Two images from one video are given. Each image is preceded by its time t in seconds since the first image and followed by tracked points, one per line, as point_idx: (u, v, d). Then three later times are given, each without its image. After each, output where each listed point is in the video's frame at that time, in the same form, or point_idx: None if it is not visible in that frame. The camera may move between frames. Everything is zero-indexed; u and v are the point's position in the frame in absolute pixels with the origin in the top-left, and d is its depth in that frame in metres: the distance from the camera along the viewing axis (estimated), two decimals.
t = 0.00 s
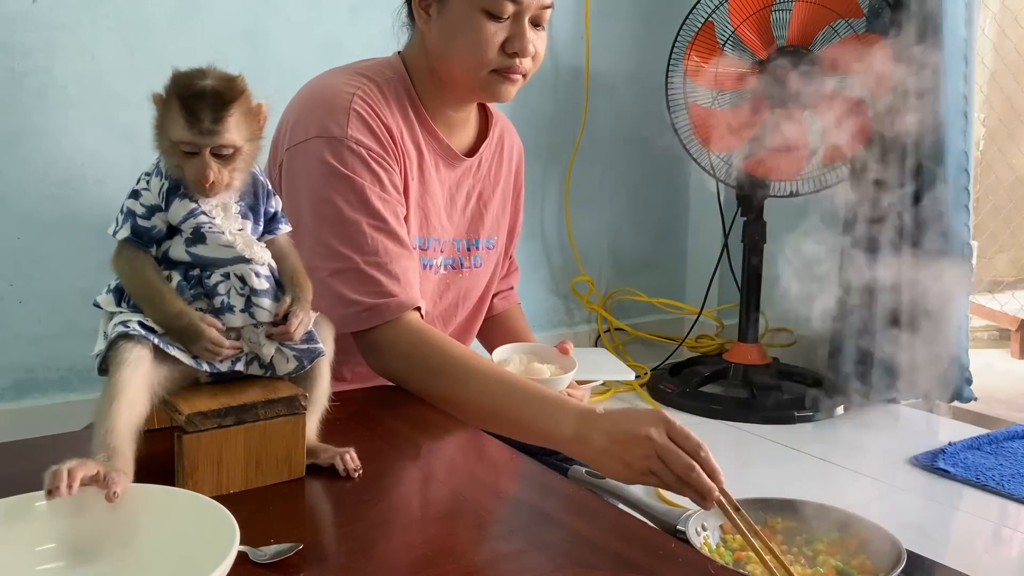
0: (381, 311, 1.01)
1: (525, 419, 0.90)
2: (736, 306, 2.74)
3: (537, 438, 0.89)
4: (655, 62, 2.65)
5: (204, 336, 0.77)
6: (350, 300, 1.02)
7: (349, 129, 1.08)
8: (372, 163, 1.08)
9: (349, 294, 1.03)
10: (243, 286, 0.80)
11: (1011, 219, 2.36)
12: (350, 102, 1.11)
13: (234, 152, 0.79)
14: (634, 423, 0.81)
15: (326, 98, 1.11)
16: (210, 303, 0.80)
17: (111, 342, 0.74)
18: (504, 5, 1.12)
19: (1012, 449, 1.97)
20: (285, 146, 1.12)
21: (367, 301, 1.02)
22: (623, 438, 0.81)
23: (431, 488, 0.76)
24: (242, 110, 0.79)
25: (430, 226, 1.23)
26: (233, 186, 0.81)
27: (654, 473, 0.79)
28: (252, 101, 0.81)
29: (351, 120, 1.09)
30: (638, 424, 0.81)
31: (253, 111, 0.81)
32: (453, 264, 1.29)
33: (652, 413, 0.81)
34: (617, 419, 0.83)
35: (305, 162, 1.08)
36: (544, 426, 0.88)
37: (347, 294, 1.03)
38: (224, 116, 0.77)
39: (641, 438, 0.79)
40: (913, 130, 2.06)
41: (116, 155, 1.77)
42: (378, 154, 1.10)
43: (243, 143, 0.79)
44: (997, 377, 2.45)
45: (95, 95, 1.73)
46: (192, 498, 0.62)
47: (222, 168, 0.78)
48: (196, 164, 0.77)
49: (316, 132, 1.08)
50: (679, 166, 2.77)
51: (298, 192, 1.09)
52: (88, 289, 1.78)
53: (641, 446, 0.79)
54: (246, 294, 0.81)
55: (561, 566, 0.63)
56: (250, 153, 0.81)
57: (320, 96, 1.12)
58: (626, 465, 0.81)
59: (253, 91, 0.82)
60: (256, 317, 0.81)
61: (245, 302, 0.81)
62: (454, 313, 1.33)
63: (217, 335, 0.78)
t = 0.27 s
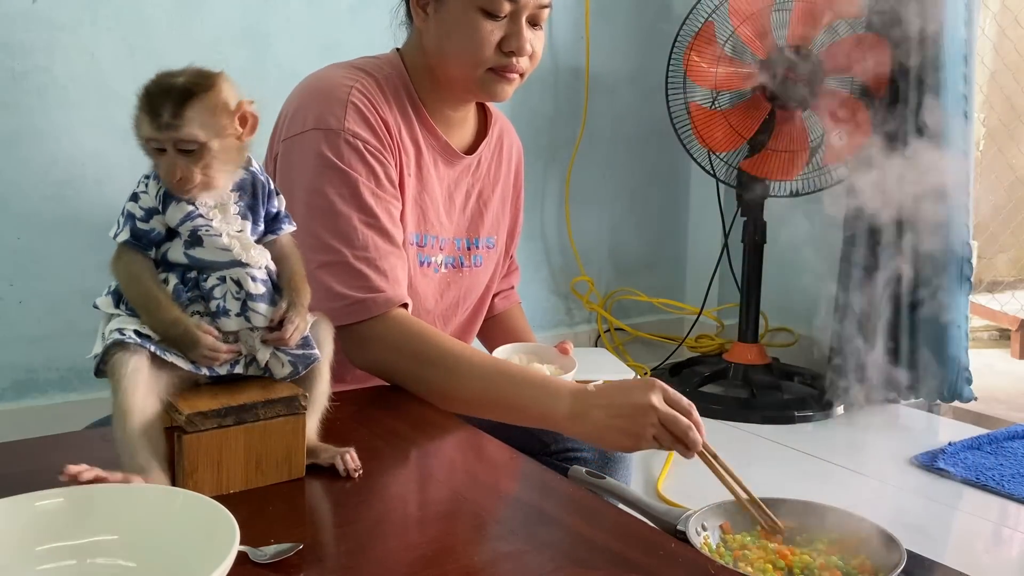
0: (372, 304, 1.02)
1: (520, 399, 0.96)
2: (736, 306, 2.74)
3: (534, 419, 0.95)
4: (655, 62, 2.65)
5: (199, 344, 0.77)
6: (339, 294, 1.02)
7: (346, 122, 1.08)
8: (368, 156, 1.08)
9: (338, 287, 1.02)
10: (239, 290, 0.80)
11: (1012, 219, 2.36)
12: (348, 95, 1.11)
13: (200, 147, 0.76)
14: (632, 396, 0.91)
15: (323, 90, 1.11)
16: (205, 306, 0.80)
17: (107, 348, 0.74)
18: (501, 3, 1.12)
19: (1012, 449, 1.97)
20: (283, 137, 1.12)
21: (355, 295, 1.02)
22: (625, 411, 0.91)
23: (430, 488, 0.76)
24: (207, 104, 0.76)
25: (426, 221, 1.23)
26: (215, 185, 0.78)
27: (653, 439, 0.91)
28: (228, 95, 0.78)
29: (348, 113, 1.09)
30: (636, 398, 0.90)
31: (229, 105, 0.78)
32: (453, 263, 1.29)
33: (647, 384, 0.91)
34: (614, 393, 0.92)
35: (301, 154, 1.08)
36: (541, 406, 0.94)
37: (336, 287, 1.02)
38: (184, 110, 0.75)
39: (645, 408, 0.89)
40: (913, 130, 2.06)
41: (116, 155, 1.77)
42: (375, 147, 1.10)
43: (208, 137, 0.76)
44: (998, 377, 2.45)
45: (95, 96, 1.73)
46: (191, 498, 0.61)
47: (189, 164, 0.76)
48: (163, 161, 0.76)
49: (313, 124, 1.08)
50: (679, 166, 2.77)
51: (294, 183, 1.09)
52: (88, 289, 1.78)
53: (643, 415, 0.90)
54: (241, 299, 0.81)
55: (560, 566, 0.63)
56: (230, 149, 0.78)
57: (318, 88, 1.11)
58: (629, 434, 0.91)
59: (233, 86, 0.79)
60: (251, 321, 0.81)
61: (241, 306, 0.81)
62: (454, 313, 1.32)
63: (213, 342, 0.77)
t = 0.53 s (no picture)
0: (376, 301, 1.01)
1: (520, 408, 0.93)
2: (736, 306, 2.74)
3: (531, 428, 0.92)
4: (655, 62, 2.65)
5: (194, 350, 0.76)
6: (343, 291, 1.01)
7: (347, 120, 1.08)
8: (370, 153, 1.08)
9: (343, 284, 1.02)
10: (228, 296, 0.79)
11: (1012, 219, 2.35)
12: (349, 93, 1.11)
13: (172, 149, 0.74)
14: (629, 415, 0.84)
15: (323, 88, 1.11)
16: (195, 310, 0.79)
17: (103, 354, 0.74)
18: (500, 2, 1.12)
19: (1013, 449, 1.97)
20: (284, 136, 1.12)
21: (360, 291, 1.01)
22: (620, 430, 0.84)
23: (431, 488, 0.76)
24: (176, 104, 0.74)
25: (428, 220, 1.23)
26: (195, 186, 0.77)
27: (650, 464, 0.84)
28: (198, 91, 0.76)
29: (348, 111, 1.09)
30: (634, 417, 0.84)
31: (201, 102, 0.76)
32: (454, 263, 1.29)
33: (646, 404, 0.84)
34: (612, 410, 0.86)
35: (302, 152, 1.08)
36: (539, 416, 0.91)
37: (340, 284, 1.02)
38: (152, 112, 0.73)
39: (640, 432, 0.83)
40: (912, 132, 2.06)
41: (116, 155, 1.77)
42: (375, 144, 1.10)
43: (178, 137, 0.74)
44: (998, 377, 2.45)
45: (95, 96, 1.73)
46: (192, 497, 0.61)
47: (163, 166, 0.74)
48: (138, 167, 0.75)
49: (313, 122, 1.08)
50: (679, 166, 2.77)
51: (296, 182, 1.08)
52: (88, 289, 1.78)
53: (638, 437, 0.83)
54: (231, 305, 0.79)
55: (561, 566, 0.63)
56: (206, 148, 0.76)
57: (319, 87, 1.12)
58: (623, 456, 0.84)
59: (206, 85, 0.77)
60: (241, 327, 0.80)
61: (230, 313, 0.79)
62: (454, 312, 1.32)
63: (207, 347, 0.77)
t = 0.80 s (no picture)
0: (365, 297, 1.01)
1: (511, 396, 0.95)
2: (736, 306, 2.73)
3: (520, 412, 0.95)
4: (655, 62, 2.65)
5: (179, 353, 0.76)
6: (329, 285, 1.02)
7: (342, 114, 1.08)
8: (364, 149, 1.08)
9: (329, 279, 1.02)
10: (215, 300, 0.78)
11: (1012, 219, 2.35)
12: (345, 88, 1.11)
13: (159, 153, 0.73)
14: (623, 393, 0.90)
15: (320, 84, 1.11)
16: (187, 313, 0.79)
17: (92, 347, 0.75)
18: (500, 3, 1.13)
19: (1013, 449, 1.97)
20: (280, 130, 1.12)
21: (346, 287, 1.01)
22: (614, 406, 0.89)
23: (432, 488, 0.76)
24: (163, 107, 0.72)
25: (424, 218, 1.23)
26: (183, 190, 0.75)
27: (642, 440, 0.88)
28: (187, 94, 0.74)
29: (344, 106, 1.09)
30: (628, 394, 0.89)
31: (190, 105, 0.74)
32: (454, 263, 1.29)
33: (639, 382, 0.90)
34: (604, 391, 0.91)
35: (296, 146, 1.07)
36: (532, 402, 0.94)
37: (327, 280, 1.02)
38: (138, 114, 0.71)
39: (636, 406, 0.88)
40: (912, 132, 2.06)
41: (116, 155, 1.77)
42: (370, 139, 1.09)
43: (164, 141, 0.72)
44: (998, 377, 2.45)
45: (95, 95, 1.73)
46: (191, 498, 0.61)
47: (150, 170, 0.73)
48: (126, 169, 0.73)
49: (309, 117, 1.08)
50: (679, 166, 2.77)
51: (289, 176, 1.08)
52: (89, 289, 1.78)
53: (634, 413, 0.88)
54: (218, 309, 0.78)
55: (561, 566, 0.63)
56: (194, 151, 0.74)
57: (315, 82, 1.11)
58: (617, 432, 0.89)
59: (197, 86, 0.75)
60: (227, 331, 0.79)
61: (216, 317, 0.78)
62: (454, 312, 1.32)
63: (192, 352, 0.77)
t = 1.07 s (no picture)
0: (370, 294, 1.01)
1: (517, 400, 0.95)
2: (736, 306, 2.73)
3: (528, 418, 0.94)
4: (654, 62, 2.65)
5: (180, 352, 0.77)
6: (334, 284, 1.01)
7: (345, 114, 1.08)
8: (367, 148, 1.08)
9: (333, 277, 1.01)
10: (214, 301, 0.78)
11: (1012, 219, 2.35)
12: (347, 89, 1.11)
13: (155, 151, 0.73)
14: (634, 405, 0.90)
15: (321, 84, 1.11)
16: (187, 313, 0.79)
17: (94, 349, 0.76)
18: (500, 3, 1.12)
19: (1012, 449, 1.97)
20: (282, 131, 1.11)
21: (350, 284, 1.01)
22: (626, 419, 0.90)
23: (432, 488, 0.76)
24: (160, 104, 0.73)
25: (423, 218, 1.23)
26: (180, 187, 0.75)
27: (651, 451, 0.89)
28: (182, 90, 0.74)
29: (347, 106, 1.09)
30: (640, 408, 0.89)
31: (186, 102, 0.74)
32: (453, 263, 1.29)
33: (650, 394, 0.90)
34: (614, 400, 0.92)
35: (298, 145, 1.07)
36: (539, 408, 0.93)
37: (330, 277, 1.01)
38: (134, 112, 0.72)
39: (646, 417, 0.89)
40: (912, 132, 2.06)
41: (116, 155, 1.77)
42: (373, 139, 1.10)
43: (161, 138, 0.72)
44: (998, 377, 2.45)
45: (95, 95, 1.73)
46: (191, 498, 0.62)
47: (147, 169, 0.73)
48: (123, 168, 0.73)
49: (311, 117, 1.07)
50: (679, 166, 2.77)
51: (291, 176, 1.08)
52: (89, 288, 1.78)
53: (644, 425, 0.89)
54: (217, 311, 0.79)
55: (561, 566, 0.63)
56: (190, 148, 0.75)
57: (317, 83, 1.11)
58: (628, 445, 0.89)
59: (191, 85, 0.75)
60: (227, 333, 0.79)
61: (216, 319, 0.78)
62: (453, 312, 1.32)
63: (194, 351, 0.77)
